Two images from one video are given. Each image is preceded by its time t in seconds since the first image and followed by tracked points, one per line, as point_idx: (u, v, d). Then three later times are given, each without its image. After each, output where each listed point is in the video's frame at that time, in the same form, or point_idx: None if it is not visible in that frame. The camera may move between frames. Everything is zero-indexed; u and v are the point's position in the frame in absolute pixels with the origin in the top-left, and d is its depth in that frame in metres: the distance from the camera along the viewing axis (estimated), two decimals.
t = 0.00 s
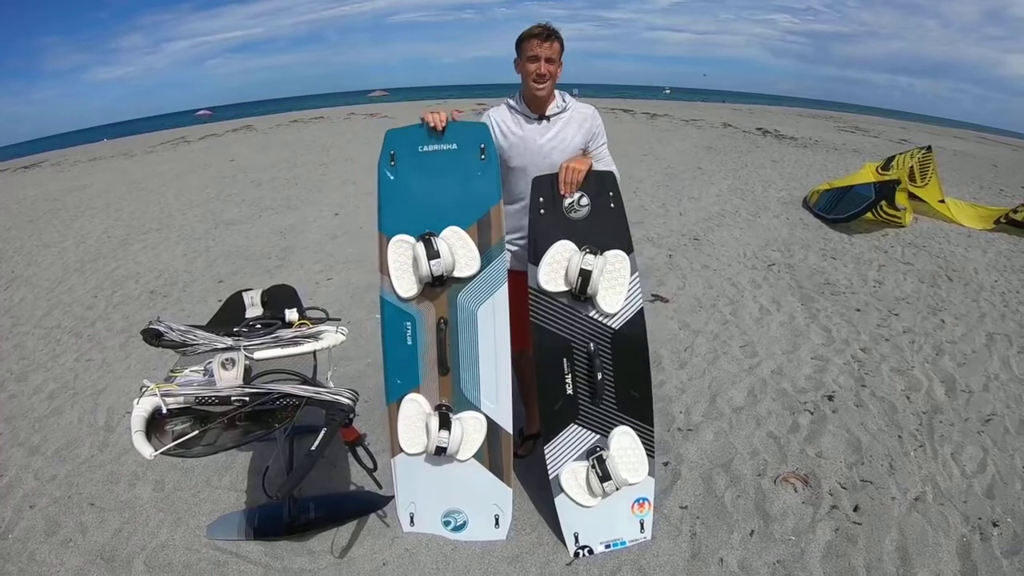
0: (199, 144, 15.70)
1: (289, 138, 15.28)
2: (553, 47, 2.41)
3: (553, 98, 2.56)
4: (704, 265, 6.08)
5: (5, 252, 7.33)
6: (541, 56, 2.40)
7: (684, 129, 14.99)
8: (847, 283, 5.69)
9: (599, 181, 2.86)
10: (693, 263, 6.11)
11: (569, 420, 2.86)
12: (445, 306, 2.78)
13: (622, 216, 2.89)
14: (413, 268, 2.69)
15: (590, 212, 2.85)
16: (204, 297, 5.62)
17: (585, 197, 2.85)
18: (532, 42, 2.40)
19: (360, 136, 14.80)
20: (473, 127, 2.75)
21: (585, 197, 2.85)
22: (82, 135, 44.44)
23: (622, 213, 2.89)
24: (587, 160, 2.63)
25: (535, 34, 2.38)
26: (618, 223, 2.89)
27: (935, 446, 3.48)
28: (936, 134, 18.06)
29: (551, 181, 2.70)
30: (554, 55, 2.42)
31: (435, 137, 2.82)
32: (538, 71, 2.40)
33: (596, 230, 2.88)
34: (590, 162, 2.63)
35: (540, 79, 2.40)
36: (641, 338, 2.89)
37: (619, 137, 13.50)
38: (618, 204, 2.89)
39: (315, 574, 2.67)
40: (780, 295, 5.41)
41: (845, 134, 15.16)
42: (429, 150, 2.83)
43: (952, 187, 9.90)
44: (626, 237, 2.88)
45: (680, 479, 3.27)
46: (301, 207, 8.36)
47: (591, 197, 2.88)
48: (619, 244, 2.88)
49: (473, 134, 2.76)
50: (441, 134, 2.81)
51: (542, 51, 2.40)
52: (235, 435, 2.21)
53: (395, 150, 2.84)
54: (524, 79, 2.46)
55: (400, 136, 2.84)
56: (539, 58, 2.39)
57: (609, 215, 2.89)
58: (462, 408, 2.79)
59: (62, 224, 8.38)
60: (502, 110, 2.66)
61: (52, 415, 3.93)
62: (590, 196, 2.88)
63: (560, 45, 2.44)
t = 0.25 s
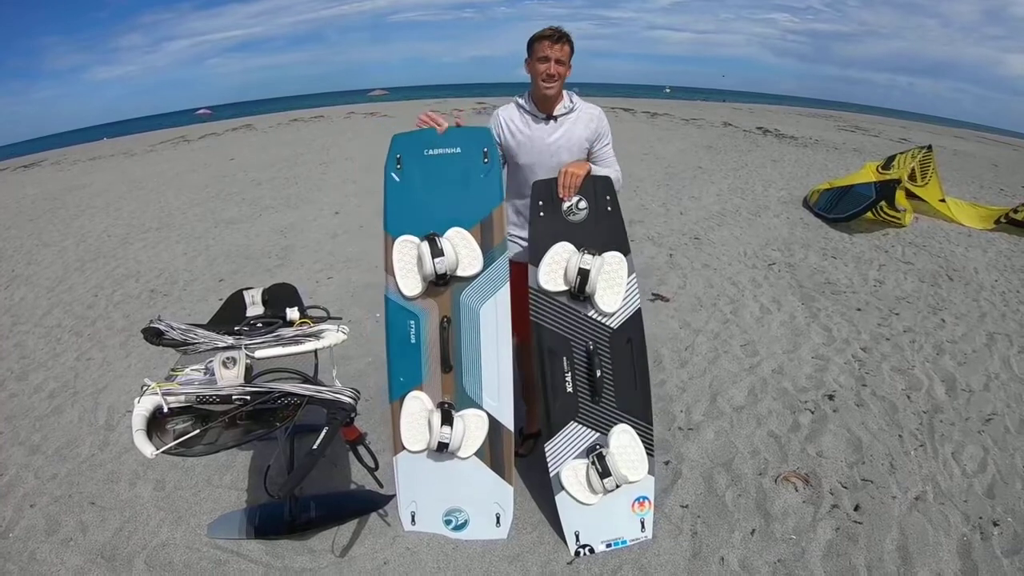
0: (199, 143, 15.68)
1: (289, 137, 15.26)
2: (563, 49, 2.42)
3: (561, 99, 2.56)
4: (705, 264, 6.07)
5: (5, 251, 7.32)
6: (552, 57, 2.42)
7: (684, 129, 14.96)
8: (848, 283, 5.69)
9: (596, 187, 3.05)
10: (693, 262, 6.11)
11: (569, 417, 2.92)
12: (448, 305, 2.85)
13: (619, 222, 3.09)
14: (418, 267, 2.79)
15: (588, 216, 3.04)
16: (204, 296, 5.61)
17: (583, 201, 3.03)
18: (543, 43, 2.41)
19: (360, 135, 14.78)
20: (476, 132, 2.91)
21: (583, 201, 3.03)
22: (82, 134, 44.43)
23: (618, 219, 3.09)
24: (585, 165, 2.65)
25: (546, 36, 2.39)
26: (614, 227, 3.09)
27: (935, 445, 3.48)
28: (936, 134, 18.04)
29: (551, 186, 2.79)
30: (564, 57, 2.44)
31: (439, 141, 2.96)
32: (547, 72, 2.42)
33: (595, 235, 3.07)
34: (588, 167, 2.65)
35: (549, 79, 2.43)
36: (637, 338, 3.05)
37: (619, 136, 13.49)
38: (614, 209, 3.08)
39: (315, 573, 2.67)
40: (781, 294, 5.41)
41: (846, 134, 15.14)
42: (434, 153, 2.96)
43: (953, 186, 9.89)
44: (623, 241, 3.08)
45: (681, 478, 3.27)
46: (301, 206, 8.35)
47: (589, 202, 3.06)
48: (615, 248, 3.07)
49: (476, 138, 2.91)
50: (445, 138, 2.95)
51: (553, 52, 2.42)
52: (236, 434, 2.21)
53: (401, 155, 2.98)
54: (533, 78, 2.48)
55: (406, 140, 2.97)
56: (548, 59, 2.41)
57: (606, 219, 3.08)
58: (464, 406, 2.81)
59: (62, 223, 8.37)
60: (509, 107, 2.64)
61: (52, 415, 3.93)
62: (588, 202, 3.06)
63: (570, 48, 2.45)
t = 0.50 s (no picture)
0: (199, 142, 15.66)
1: (289, 136, 15.24)
2: (568, 55, 2.42)
3: (565, 103, 2.55)
4: (705, 263, 6.07)
5: (6, 249, 7.32)
6: (557, 63, 2.42)
7: (685, 128, 14.95)
8: (849, 282, 5.69)
9: (592, 192, 3.12)
10: (694, 262, 6.10)
11: (568, 415, 2.94)
12: (449, 305, 2.92)
13: (615, 225, 3.13)
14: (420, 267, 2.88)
15: (584, 221, 3.12)
16: (204, 295, 5.61)
17: (579, 207, 3.11)
18: (548, 49, 2.41)
19: (360, 133, 14.77)
20: (476, 141, 3.15)
21: (579, 207, 3.11)
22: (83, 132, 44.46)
23: (614, 222, 3.14)
24: (584, 172, 2.63)
25: (552, 41, 2.39)
26: (611, 230, 3.14)
27: (935, 445, 3.48)
28: (937, 134, 18.03)
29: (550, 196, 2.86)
30: (568, 63, 2.44)
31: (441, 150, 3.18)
32: (551, 77, 2.41)
33: (592, 238, 3.13)
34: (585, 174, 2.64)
35: (555, 85, 2.41)
36: (635, 339, 3.07)
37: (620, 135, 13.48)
38: (611, 213, 3.15)
39: (315, 572, 2.68)
40: (781, 294, 5.41)
41: (846, 133, 15.12)
42: (436, 161, 3.17)
43: (954, 186, 9.89)
44: (619, 244, 3.14)
45: (682, 477, 3.27)
46: (301, 205, 8.34)
47: (585, 207, 3.14)
48: (612, 250, 3.12)
49: (477, 147, 3.15)
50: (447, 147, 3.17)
51: (557, 58, 2.42)
52: (236, 433, 2.21)
53: (406, 163, 3.17)
54: (539, 83, 2.47)
55: (411, 149, 3.20)
56: (554, 65, 2.40)
57: (602, 224, 3.14)
58: (465, 404, 2.82)
59: (63, 222, 8.36)
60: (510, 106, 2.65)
61: (52, 414, 3.92)
62: (585, 207, 3.13)
63: (575, 53, 2.44)
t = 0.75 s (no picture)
0: (199, 140, 15.65)
1: (289, 134, 15.24)
2: (565, 56, 2.42)
3: (563, 102, 2.56)
4: (706, 262, 6.06)
5: (6, 247, 7.32)
6: (553, 64, 2.42)
7: (685, 126, 14.94)
8: (849, 281, 5.68)
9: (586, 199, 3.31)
10: (694, 260, 6.10)
11: (567, 415, 2.96)
12: (450, 305, 2.94)
13: (609, 232, 3.31)
14: (422, 268, 2.91)
15: (579, 226, 3.26)
16: (204, 293, 5.60)
17: (575, 212, 3.27)
18: (546, 50, 2.42)
19: (360, 132, 14.75)
20: (477, 147, 3.18)
21: (575, 212, 3.27)
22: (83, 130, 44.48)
23: (608, 228, 3.32)
24: (580, 180, 2.70)
25: (550, 42, 2.39)
26: (605, 236, 3.30)
27: (936, 445, 3.47)
28: (937, 133, 18.00)
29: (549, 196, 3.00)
30: (566, 63, 2.44)
31: (443, 156, 3.22)
32: (548, 78, 2.43)
33: (587, 244, 3.27)
34: (582, 181, 2.69)
35: (550, 86, 2.43)
36: (631, 338, 3.14)
37: (620, 134, 13.46)
38: (604, 220, 3.32)
39: (315, 571, 2.68)
40: (782, 292, 5.40)
41: (847, 132, 15.11)
42: (438, 166, 3.20)
43: (954, 185, 9.88)
44: (612, 248, 3.27)
45: (682, 476, 3.26)
46: (302, 203, 8.33)
47: (581, 213, 3.30)
48: (606, 254, 3.25)
49: (478, 153, 3.18)
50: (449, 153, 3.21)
51: (554, 59, 2.43)
52: (237, 431, 2.20)
53: (408, 168, 3.22)
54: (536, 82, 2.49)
55: (413, 154, 3.25)
56: (550, 66, 2.42)
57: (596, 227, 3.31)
58: (466, 402, 2.83)
59: (63, 220, 8.35)
60: (510, 102, 2.72)
61: (52, 411, 3.92)
62: (580, 214, 3.30)
63: (573, 52, 2.45)
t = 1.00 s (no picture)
0: (200, 137, 15.63)
1: (289, 132, 15.21)
2: (553, 56, 2.41)
3: (552, 101, 2.55)
4: (707, 260, 6.05)
5: (7, 244, 7.32)
6: (542, 65, 2.41)
7: (686, 125, 14.92)
8: (850, 280, 5.68)
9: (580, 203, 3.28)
10: (695, 258, 6.09)
11: (564, 415, 2.98)
12: (447, 305, 3.05)
13: (603, 234, 3.26)
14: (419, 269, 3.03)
15: (574, 229, 3.24)
16: (205, 291, 5.59)
17: (568, 216, 3.24)
18: (535, 52, 2.41)
19: (361, 129, 14.73)
20: (470, 154, 3.36)
21: (569, 215, 3.24)
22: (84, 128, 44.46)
23: (601, 230, 3.28)
24: (572, 185, 2.71)
25: (538, 44, 2.38)
26: (599, 238, 3.26)
27: (936, 444, 3.47)
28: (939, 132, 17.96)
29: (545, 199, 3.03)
30: (556, 64, 2.43)
31: (437, 163, 3.39)
32: (537, 80, 2.42)
33: (581, 246, 3.23)
34: (574, 186, 2.71)
35: (540, 87, 2.43)
36: (626, 339, 3.17)
37: (622, 132, 13.44)
38: (598, 222, 3.29)
39: (315, 569, 2.68)
40: (783, 291, 5.39)
41: (848, 131, 15.09)
42: (432, 173, 3.37)
43: (955, 184, 9.88)
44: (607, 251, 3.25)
45: (683, 475, 3.26)
46: (303, 200, 8.32)
47: (575, 217, 3.27)
48: (601, 256, 3.24)
49: (470, 160, 3.36)
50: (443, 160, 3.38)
51: (544, 60, 2.42)
52: (238, 429, 2.19)
53: (403, 174, 3.38)
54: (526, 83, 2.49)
55: (408, 161, 3.43)
56: (540, 67, 2.40)
57: (590, 231, 3.27)
58: (464, 399, 2.88)
59: (63, 217, 8.34)
60: (503, 101, 2.74)
61: (53, 409, 3.92)
62: (574, 216, 3.27)
63: (562, 52, 2.43)
